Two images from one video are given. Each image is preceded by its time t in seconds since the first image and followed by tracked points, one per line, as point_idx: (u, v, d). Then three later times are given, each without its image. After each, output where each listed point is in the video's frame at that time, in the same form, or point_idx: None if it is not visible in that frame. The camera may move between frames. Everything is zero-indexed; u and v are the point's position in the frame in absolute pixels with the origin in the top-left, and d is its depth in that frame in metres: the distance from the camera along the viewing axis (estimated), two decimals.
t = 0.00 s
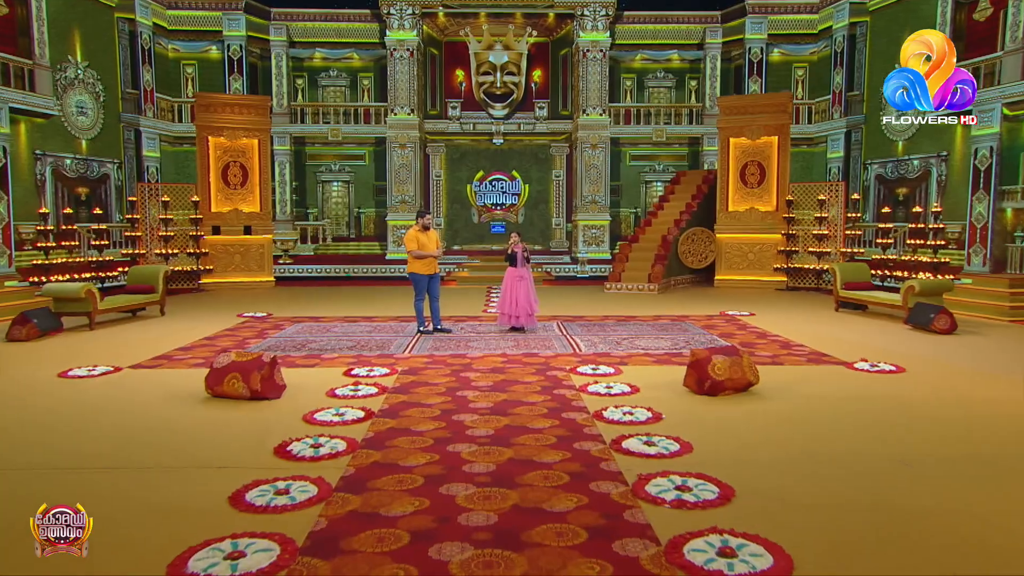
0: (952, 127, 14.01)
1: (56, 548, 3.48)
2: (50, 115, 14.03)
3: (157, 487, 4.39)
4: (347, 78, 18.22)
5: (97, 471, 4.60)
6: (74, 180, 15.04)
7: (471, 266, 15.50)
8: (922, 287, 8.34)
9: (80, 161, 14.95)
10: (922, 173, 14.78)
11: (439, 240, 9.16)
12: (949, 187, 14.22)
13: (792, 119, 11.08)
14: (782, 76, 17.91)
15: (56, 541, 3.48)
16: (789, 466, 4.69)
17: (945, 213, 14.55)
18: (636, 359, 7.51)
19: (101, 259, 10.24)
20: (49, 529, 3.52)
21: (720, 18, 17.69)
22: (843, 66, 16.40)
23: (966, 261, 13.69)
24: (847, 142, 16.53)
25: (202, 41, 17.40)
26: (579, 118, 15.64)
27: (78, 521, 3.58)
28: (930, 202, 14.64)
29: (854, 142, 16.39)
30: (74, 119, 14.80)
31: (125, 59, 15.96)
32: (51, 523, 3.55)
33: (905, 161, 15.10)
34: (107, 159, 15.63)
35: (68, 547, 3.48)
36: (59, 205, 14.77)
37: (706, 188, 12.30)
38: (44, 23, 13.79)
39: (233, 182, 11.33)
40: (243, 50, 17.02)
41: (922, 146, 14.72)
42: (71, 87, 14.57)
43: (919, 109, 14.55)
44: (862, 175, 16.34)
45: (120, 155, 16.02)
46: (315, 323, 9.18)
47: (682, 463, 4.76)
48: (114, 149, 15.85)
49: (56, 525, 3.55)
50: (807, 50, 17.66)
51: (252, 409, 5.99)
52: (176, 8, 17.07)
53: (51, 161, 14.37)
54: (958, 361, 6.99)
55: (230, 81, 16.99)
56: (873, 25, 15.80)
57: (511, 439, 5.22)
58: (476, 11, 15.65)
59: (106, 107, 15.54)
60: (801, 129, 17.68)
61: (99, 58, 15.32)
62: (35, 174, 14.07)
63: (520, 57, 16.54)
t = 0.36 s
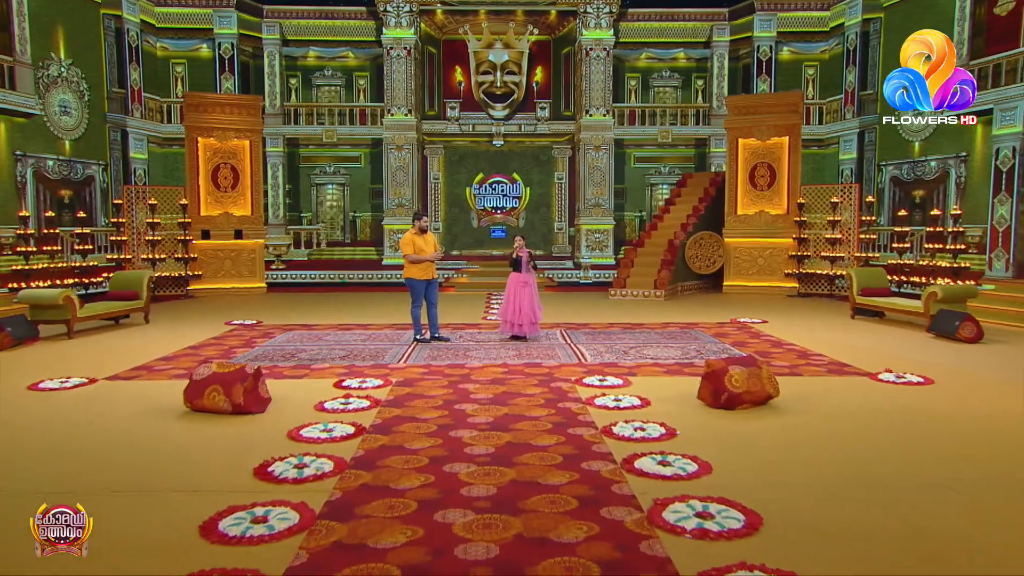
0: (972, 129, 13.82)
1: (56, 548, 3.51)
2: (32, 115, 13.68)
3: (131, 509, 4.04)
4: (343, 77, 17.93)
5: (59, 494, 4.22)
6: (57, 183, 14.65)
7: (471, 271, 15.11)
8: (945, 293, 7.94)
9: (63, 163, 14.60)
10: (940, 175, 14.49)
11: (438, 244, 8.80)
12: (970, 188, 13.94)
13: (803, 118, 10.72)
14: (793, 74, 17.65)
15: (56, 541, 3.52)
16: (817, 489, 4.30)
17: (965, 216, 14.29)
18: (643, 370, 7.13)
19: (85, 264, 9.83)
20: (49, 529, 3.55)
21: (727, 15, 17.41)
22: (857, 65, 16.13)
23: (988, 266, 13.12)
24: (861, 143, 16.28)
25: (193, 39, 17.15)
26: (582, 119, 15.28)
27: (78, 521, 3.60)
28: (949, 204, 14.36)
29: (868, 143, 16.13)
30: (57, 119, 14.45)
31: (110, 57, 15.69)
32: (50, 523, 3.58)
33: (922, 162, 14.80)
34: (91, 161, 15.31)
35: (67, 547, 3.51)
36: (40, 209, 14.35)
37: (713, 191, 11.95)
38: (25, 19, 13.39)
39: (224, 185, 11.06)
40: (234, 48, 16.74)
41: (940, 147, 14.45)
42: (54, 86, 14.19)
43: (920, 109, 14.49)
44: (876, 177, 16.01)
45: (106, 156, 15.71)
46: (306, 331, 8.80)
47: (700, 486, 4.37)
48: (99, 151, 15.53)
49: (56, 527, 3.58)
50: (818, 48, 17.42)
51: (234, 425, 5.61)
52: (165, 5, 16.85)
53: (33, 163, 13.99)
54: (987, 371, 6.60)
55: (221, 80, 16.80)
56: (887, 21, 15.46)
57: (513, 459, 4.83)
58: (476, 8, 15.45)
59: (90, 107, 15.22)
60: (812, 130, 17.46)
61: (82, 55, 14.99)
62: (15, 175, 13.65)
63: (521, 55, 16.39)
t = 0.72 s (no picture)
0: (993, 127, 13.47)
1: (56, 548, 3.44)
2: (10, 112, 13.32)
3: (96, 533, 3.68)
4: (336, 74, 17.69)
5: (15, 517, 3.85)
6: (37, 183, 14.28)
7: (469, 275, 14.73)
8: (967, 297, 7.56)
9: (44, 161, 14.24)
10: (958, 174, 14.16)
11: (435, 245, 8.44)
12: (990, 189, 13.61)
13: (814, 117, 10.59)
14: (802, 71, 17.40)
15: (56, 541, 3.44)
16: (848, 514, 3.94)
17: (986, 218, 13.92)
18: (650, 379, 6.78)
19: (66, 269, 9.41)
20: (49, 528, 3.46)
21: (734, 10, 17.07)
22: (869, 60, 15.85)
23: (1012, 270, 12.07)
24: (873, 142, 15.92)
25: (182, 34, 17.02)
26: (584, 118, 14.92)
27: (78, 520, 3.51)
28: (968, 206, 13.99)
29: (882, 142, 15.79)
30: (37, 116, 14.07)
31: (94, 53, 15.39)
32: (51, 522, 3.48)
33: (939, 162, 14.48)
34: (73, 160, 14.98)
35: (67, 546, 3.44)
36: (19, 209, 13.94)
37: (721, 192, 11.73)
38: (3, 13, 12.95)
39: (212, 184, 11.00)
40: (224, 44, 16.53)
41: (957, 145, 14.17)
42: (34, 81, 13.84)
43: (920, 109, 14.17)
44: (890, 177, 15.70)
45: (89, 155, 15.39)
46: (295, 338, 8.43)
47: (718, 511, 4.00)
48: (82, 150, 15.20)
49: (56, 526, 3.48)
50: (829, 45, 17.13)
51: (213, 439, 5.24)
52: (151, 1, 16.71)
53: (12, 161, 13.57)
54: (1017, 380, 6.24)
55: (210, 77, 16.53)
56: (902, 14, 15.15)
57: (514, 478, 4.47)
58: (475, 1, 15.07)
59: (72, 103, 14.89)
60: (823, 129, 17.08)
61: (64, 50, 14.69)
62: None
63: (521, 51, 16.07)
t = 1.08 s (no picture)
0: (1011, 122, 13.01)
1: (56, 547, 3.38)
2: None
3: (50, 560, 3.34)
4: (329, 67, 17.31)
5: None
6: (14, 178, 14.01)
7: (466, 276, 14.38)
8: (990, 298, 7.22)
9: (21, 157, 14.02)
10: (975, 171, 13.65)
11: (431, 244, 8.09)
12: (1009, 185, 13.07)
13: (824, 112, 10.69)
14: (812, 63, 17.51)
15: (56, 541, 3.38)
16: (882, 539, 3.59)
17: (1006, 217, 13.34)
18: (656, 388, 6.45)
19: (44, 269, 9.04)
20: (49, 528, 3.41)
21: (741, 2, 16.77)
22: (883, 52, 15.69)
23: None
24: (887, 138, 15.79)
25: (167, 25, 16.87)
26: (585, 113, 14.57)
27: (78, 520, 3.46)
28: (986, 203, 13.48)
29: (895, 137, 15.63)
30: (15, 109, 13.86)
31: (75, 44, 15.13)
32: (51, 522, 3.43)
33: (956, 157, 14.01)
34: (53, 155, 14.73)
35: (67, 547, 3.38)
36: None
37: (727, 188, 11.82)
38: None
39: (198, 181, 11.15)
40: (211, 35, 16.25)
41: (972, 140, 13.70)
42: (11, 72, 13.68)
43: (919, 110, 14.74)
44: (904, 174, 15.41)
45: (69, 150, 15.11)
46: (283, 341, 8.07)
47: (738, 535, 3.65)
48: (61, 144, 14.93)
49: (56, 526, 3.42)
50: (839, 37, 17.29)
51: (189, 451, 4.88)
52: None
53: None
54: None
55: (197, 70, 16.21)
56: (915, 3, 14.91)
57: (513, 497, 4.12)
58: None
59: (51, 96, 14.63)
60: (833, 124, 17.17)
61: (42, 41, 14.44)
62: None
63: (519, 44, 15.64)
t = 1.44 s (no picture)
0: None
1: (56, 548, 3.33)
2: None
3: (45, 563, 3.25)
4: (319, 58, 16.90)
5: None
6: None
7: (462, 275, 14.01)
8: (1014, 298, 6.88)
9: None
10: (994, 165, 13.32)
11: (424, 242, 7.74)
12: None
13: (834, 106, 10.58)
14: (821, 55, 17.42)
15: (56, 540, 3.34)
16: (920, 565, 3.26)
17: None
18: (662, 395, 6.15)
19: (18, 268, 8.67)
20: (49, 528, 3.37)
21: None
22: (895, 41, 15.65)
23: None
24: (898, 133, 15.65)
25: (150, 14, 16.81)
26: (586, 106, 14.24)
27: (78, 520, 3.42)
28: (1005, 198, 13.14)
29: (907, 132, 15.42)
30: None
31: (51, 32, 14.75)
32: (50, 522, 3.39)
33: (972, 152, 13.71)
34: (27, 148, 14.35)
35: (67, 547, 3.34)
36: None
37: (732, 185, 11.63)
38: None
39: (182, 176, 11.16)
40: (196, 25, 16.20)
41: (992, 133, 13.37)
42: None
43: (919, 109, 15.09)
44: (917, 169, 15.18)
45: (46, 144, 14.74)
46: (270, 343, 7.73)
47: (761, 560, 3.33)
48: (38, 137, 14.57)
49: (56, 525, 3.38)
50: (849, 28, 17.23)
51: (161, 465, 4.54)
52: None
53: None
54: None
55: (182, 61, 16.25)
56: None
57: (513, 517, 3.79)
58: None
59: (27, 87, 14.26)
60: (843, 118, 16.87)
61: (18, 30, 14.07)
62: None
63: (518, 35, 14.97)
